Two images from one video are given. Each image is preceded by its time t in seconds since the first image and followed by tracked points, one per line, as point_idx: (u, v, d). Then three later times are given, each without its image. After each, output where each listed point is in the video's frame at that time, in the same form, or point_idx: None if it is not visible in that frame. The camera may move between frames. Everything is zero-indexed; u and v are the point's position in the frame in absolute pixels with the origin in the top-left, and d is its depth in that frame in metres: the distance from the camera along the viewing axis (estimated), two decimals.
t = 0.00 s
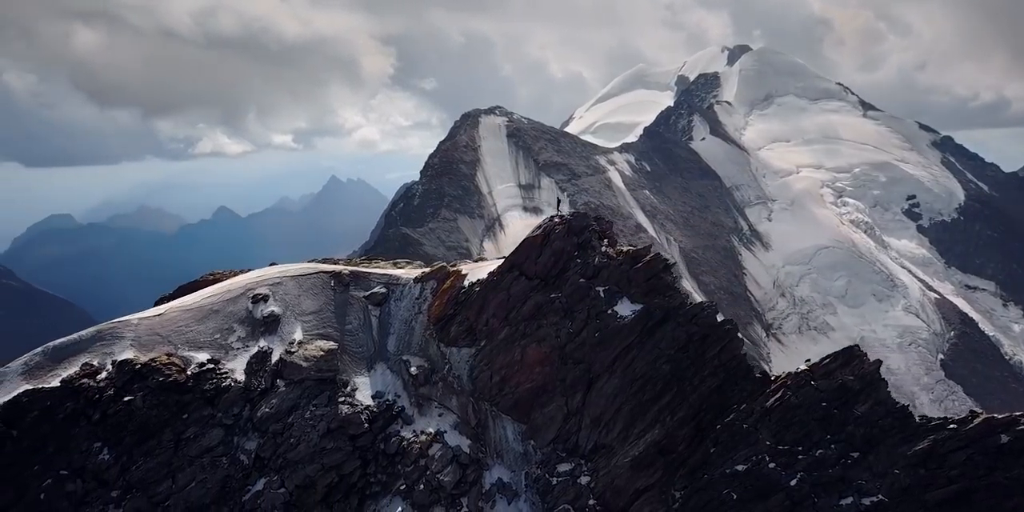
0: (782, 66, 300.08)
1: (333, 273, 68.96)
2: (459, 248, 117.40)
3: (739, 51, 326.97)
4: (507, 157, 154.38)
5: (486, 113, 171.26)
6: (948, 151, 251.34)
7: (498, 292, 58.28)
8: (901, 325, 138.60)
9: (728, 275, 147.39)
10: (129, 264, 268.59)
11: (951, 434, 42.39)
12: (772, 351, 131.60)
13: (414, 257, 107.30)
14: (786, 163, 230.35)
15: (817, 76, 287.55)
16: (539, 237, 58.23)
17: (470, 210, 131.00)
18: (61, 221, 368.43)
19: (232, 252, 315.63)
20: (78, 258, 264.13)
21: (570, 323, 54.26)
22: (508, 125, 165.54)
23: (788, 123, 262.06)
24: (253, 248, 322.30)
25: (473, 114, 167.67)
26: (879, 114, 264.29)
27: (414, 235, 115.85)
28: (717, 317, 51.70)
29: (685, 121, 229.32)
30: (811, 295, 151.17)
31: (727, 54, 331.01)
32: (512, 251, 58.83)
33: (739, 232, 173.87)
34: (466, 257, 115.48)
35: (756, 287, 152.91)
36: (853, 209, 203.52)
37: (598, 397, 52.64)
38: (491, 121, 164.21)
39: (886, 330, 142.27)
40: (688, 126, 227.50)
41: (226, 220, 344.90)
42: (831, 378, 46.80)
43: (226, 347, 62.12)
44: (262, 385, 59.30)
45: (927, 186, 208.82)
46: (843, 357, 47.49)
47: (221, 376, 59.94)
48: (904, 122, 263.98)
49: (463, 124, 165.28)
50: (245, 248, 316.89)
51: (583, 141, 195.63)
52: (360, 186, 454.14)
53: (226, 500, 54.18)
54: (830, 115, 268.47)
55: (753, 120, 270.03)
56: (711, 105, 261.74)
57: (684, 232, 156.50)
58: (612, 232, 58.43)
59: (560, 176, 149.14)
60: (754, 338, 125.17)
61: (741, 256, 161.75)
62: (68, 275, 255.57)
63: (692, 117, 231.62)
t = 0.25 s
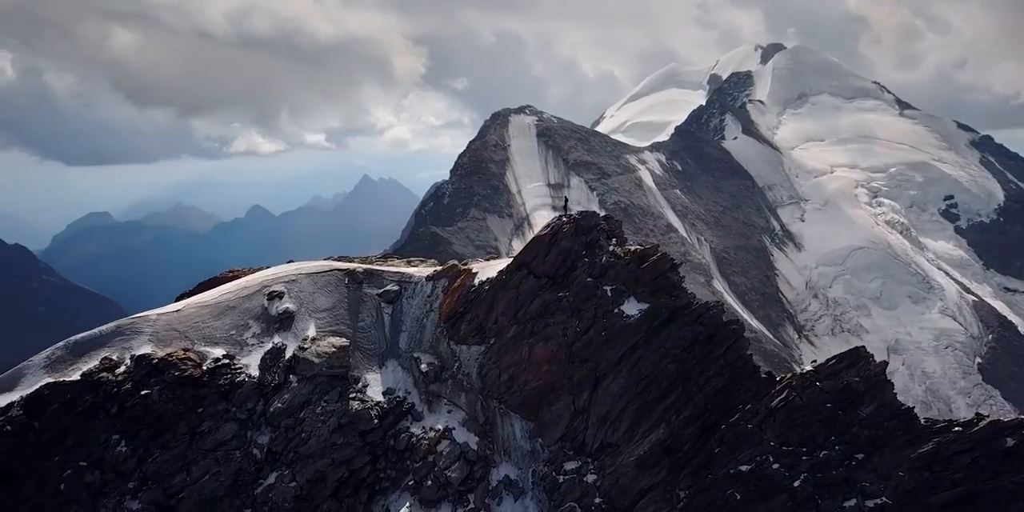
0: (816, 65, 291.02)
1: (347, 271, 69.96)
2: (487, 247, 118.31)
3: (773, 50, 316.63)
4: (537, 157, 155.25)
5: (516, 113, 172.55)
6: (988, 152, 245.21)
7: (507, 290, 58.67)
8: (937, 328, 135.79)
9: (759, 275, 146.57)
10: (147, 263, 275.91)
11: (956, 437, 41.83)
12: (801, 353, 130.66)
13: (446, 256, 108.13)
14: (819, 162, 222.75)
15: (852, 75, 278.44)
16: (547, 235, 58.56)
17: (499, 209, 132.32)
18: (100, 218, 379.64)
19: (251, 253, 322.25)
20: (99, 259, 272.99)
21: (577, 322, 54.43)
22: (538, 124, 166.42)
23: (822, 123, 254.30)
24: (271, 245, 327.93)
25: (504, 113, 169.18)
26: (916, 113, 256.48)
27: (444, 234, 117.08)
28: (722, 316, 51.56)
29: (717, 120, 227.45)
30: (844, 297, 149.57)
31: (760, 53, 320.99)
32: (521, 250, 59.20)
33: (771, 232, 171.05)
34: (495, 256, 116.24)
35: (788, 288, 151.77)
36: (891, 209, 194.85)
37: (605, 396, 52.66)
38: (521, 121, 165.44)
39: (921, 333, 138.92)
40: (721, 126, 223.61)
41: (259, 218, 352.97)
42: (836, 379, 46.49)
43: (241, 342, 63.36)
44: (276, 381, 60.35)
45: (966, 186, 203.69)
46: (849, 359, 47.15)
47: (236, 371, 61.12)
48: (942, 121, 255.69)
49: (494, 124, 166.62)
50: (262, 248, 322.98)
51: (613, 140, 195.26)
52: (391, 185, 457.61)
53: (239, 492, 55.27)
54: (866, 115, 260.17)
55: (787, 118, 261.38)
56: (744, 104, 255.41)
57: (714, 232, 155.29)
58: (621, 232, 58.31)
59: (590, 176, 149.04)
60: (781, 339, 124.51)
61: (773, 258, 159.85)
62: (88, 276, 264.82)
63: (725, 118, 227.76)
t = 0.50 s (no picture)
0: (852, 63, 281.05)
1: (361, 269, 70.85)
2: (516, 246, 118.56)
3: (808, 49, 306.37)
4: (566, 155, 155.06)
5: (546, 112, 172.84)
6: None
7: (516, 289, 59.02)
8: (975, 331, 131.96)
9: (792, 276, 145.18)
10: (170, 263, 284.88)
11: (961, 439, 41.30)
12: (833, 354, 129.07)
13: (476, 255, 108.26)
14: (855, 161, 215.48)
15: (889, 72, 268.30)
16: (555, 234, 58.82)
17: (529, 208, 132.98)
18: (136, 216, 390.91)
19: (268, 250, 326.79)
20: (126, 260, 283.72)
21: (585, 321, 54.60)
22: (568, 123, 166.56)
23: (859, 123, 245.62)
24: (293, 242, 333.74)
25: (534, 112, 169.69)
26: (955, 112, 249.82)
27: (473, 234, 117.82)
28: (728, 316, 51.34)
29: (749, 118, 220.07)
30: (879, 298, 146.93)
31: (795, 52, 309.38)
32: (529, 249, 59.53)
33: (805, 233, 168.02)
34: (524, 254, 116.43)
35: (821, 289, 150.22)
36: (927, 210, 189.93)
37: (611, 395, 52.72)
38: (551, 120, 165.76)
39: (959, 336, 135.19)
40: (754, 125, 216.54)
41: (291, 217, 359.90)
42: (842, 380, 46.09)
43: (257, 338, 64.52)
44: (289, 376, 61.34)
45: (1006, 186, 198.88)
46: (855, 360, 46.77)
47: (250, 367, 62.23)
48: (983, 120, 248.45)
49: (524, 123, 167.12)
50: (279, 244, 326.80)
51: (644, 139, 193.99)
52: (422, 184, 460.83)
53: (252, 485, 56.31)
54: (904, 114, 250.96)
55: (822, 118, 251.94)
56: (778, 102, 245.74)
57: (745, 232, 153.42)
58: (630, 231, 58.15)
59: (620, 175, 148.32)
60: (810, 340, 123.19)
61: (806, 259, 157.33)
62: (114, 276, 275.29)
63: (758, 115, 220.41)
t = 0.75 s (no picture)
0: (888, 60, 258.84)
1: (375, 268, 71.75)
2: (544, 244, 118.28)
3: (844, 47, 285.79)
4: (596, 155, 154.91)
5: (577, 111, 172.73)
6: None
7: (525, 288, 59.33)
8: (1014, 335, 130.33)
9: (826, 277, 143.35)
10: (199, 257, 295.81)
11: (964, 442, 40.85)
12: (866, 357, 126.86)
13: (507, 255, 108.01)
14: (889, 161, 199.51)
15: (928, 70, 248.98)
16: (563, 233, 59.09)
17: (560, 207, 132.85)
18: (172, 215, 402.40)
19: (290, 249, 334.16)
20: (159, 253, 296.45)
21: (592, 319, 54.67)
22: (599, 122, 166.38)
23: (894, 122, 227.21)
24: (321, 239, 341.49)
25: (564, 111, 169.95)
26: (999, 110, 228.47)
27: (501, 233, 118.11)
28: (733, 316, 51.10)
29: (783, 117, 208.88)
30: (915, 300, 144.08)
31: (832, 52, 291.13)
32: (538, 247, 59.81)
33: (837, 233, 164.65)
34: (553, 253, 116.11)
35: (854, 290, 147.55)
36: (965, 211, 177.19)
37: (617, 394, 52.76)
38: (582, 119, 165.68)
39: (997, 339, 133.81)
40: (787, 124, 205.83)
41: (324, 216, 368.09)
42: (846, 381, 45.70)
43: (272, 335, 65.65)
44: (302, 372, 62.35)
45: None
46: (860, 361, 46.36)
47: (264, 362, 63.32)
48: None
49: (553, 122, 167.11)
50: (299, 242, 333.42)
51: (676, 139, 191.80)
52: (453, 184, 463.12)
53: (265, 479, 57.36)
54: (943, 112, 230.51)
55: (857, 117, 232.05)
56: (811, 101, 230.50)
57: (778, 233, 151.16)
58: (639, 231, 58.02)
59: (651, 174, 149.06)
60: (841, 342, 121.52)
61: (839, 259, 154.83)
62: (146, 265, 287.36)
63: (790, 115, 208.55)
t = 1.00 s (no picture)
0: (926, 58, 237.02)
1: (389, 266, 72.51)
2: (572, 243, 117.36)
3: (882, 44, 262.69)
4: (626, 155, 153.14)
5: (608, 110, 170.86)
6: None
7: (533, 287, 59.65)
8: None
9: (860, 278, 138.32)
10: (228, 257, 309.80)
11: (968, 445, 40.43)
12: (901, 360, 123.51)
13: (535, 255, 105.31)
14: (926, 161, 182.69)
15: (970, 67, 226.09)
16: (572, 232, 59.36)
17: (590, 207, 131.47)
18: (206, 212, 414.18)
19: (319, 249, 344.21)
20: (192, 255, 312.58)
21: (599, 319, 54.78)
22: (629, 121, 164.45)
23: (931, 120, 208.74)
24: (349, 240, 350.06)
25: (594, 110, 168.31)
26: None
27: (530, 232, 117.84)
28: (739, 316, 50.88)
29: (817, 117, 196.39)
30: (953, 303, 138.15)
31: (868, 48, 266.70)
32: (547, 246, 60.12)
33: (873, 234, 156.56)
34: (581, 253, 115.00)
35: (889, 291, 141.22)
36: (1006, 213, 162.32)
37: (623, 393, 52.78)
38: (612, 119, 163.98)
39: None
40: (822, 124, 194.12)
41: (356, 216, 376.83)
42: (851, 382, 45.28)
43: (287, 331, 66.74)
44: (315, 368, 63.32)
45: None
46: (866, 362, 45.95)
47: (279, 358, 64.42)
48: None
49: (584, 121, 166.50)
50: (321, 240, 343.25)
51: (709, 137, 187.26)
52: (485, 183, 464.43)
53: (278, 473, 58.40)
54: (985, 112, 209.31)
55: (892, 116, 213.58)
56: (847, 99, 216.00)
57: (812, 233, 146.20)
58: (648, 230, 57.85)
59: (682, 174, 144.79)
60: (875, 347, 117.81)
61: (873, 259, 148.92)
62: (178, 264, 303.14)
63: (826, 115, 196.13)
